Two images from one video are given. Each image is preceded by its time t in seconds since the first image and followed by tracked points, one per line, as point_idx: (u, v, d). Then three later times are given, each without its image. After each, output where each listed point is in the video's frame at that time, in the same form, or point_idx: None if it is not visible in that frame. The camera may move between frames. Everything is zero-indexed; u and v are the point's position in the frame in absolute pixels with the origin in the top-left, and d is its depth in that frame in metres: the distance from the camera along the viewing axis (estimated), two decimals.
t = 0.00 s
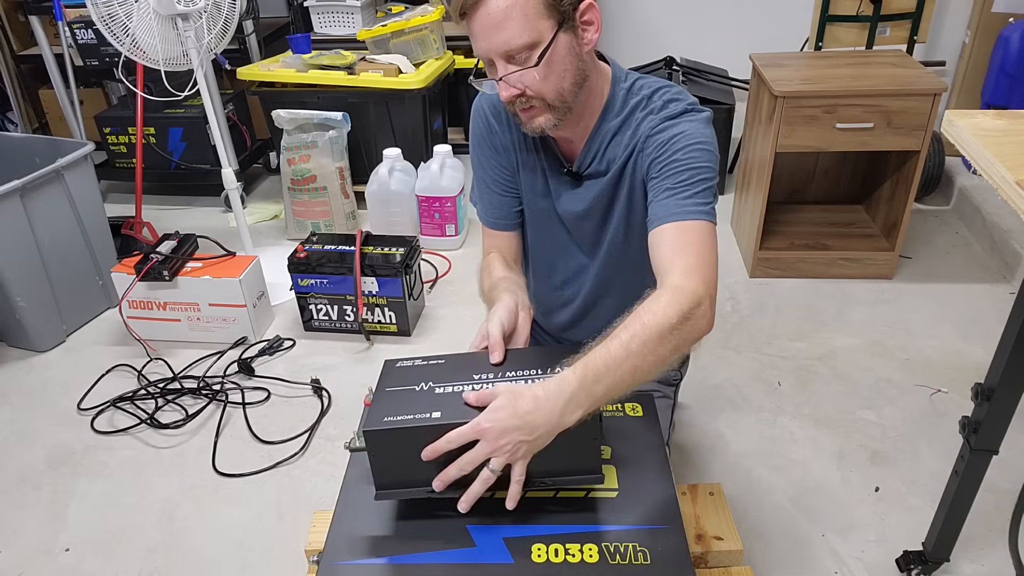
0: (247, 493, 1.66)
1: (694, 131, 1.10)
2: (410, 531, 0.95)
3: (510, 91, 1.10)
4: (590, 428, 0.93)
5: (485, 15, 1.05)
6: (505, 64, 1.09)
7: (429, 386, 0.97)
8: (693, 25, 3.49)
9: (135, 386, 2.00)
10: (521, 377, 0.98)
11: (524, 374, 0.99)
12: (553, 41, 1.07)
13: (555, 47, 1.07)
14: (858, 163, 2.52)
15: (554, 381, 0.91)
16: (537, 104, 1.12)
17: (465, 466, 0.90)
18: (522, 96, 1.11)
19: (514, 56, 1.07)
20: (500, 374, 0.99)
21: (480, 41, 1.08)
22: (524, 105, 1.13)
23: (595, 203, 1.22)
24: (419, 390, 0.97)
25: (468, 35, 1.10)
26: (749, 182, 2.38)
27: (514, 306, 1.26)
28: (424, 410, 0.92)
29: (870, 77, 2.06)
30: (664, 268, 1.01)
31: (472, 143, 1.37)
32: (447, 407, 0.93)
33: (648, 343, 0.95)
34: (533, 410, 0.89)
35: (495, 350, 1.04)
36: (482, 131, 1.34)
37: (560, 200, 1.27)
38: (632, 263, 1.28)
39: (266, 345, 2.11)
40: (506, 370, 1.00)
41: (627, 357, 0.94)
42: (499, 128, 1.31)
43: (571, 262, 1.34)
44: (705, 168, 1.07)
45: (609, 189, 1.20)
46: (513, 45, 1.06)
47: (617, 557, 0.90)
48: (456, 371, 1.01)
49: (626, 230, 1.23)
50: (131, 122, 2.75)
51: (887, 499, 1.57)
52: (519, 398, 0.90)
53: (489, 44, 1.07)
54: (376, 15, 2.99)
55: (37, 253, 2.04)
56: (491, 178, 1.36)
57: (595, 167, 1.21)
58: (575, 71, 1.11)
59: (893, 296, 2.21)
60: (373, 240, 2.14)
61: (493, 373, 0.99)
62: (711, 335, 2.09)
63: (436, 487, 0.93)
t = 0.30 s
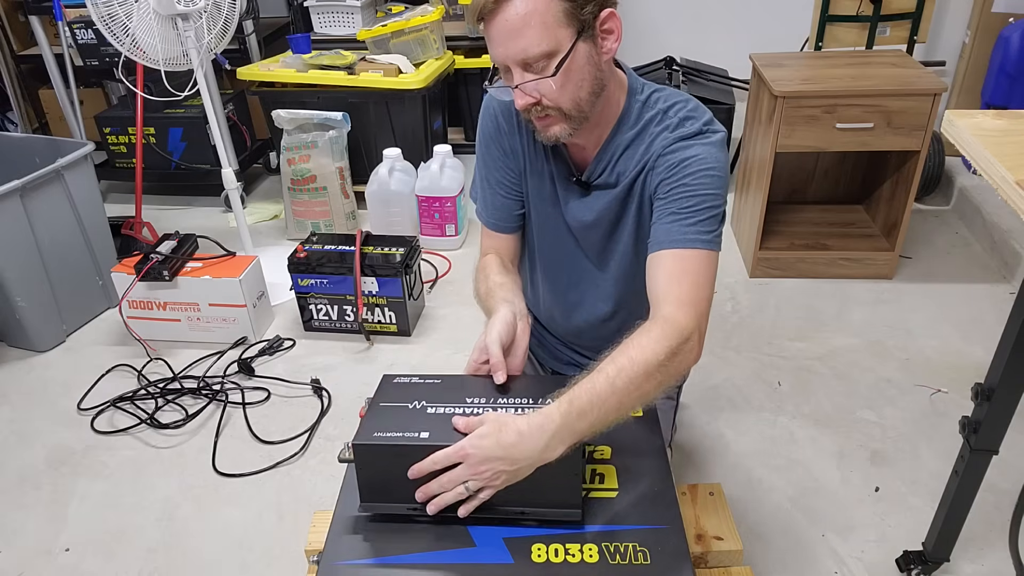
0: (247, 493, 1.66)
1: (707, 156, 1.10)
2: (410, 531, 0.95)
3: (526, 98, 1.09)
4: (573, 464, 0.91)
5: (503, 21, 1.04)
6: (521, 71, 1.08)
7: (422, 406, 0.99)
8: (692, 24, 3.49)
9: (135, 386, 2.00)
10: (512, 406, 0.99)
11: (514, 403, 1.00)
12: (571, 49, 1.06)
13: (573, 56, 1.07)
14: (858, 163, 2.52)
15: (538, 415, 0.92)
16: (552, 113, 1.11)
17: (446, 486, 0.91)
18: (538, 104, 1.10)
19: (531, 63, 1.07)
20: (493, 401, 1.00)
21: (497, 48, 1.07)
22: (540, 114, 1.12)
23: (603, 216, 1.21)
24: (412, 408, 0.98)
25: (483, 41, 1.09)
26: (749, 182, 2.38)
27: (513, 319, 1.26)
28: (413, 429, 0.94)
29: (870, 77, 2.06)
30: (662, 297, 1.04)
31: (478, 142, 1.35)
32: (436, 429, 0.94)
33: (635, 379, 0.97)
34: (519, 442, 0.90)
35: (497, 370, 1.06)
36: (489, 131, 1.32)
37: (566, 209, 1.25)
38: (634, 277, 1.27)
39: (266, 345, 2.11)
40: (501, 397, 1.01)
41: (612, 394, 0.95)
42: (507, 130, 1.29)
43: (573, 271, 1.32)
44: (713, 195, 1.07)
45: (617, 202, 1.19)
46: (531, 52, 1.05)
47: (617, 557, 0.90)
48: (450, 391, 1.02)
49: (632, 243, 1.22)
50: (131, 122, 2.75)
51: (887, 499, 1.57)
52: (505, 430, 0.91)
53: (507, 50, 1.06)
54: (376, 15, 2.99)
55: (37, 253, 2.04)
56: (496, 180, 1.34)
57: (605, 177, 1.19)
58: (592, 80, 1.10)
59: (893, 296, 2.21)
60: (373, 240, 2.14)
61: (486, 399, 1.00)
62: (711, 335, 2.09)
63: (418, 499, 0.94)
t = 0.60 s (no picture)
0: (247, 493, 1.66)
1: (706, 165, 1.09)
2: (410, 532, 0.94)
3: (525, 99, 1.09)
4: (578, 484, 0.90)
5: (503, 23, 1.04)
6: (520, 72, 1.07)
7: (422, 426, 0.96)
8: (692, 25, 3.49)
9: (135, 386, 2.00)
10: (514, 424, 0.97)
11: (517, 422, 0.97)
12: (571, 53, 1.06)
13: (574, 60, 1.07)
14: (858, 163, 2.52)
15: (549, 430, 0.91)
16: (552, 115, 1.11)
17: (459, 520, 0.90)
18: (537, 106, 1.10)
19: (531, 65, 1.07)
20: (494, 420, 0.97)
21: (495, 48, 1.07)
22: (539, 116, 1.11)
23: (600, 221, 1.21)
24: (411, 429, 0.96)
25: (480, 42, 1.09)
26: (749, 182, 2.38)
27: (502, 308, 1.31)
28: (415, 456, 0.91)
29: (870, 77, 2.06)
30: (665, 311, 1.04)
31: (469, 144, 1.34)
32: (439, 453, 0.92)
33: (641, 392, 0.96)
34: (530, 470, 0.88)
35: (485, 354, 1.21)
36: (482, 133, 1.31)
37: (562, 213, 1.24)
38: (630, 282, 1.27)
39: (266, 345, 2.11)
40: (502, 415, 0.99)
41: (619, 406, 0.94)
42: (501, 133, 1.28)
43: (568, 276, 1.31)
44: (712, 205, 1.07)
45: (615, 207, 1.19)
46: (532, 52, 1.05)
47: (617, 557, 0.90)
48: (449, 408, 1.00)
49: (629, 249, 1.22)
50: (131, 122, 2.75)
51: (887, 499, 1.57)
52: (516, 444, 0.89)
53: (506, 52, 1.06)
54: (376, 15, 2.99)
55: (37, 253, 2.04)
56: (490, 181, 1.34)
57: (604, 180, 1.19)
58: (591, 83, 1.10)
59: (893, 296, 2.21)
60: (373, 240, 2.14)
61: (487, 417, 0.98)
62: (711, 335, 2.09)
63: (430, 531, 0.92)
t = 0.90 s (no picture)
0: (247, 493, 1.66)
1: (707, 162, 1.14)
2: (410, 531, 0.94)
3: (556, 66, 1.11)
4: (576, 487, 0.89)
5: None
6: (557, 38, 1.10)
7: (423, 426, 0.96)
8: (692, 25, 3.49)
9: (135, 386, 2.00)
10: (514, 424, 0.96)
11: (518, 422, 0.97)
12: (604, 34, 1.12)
13: (605, 40, 1.12)
14: (858, 163, 2.52)
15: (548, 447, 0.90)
16: (574, 90, 1.12)
17: (580, 306, 1.01)
18: (566, 76, 1.11)
19: (570, 32, 1.10)
20: (495, 420, 0.97)
21: (536, 9, 1.09)
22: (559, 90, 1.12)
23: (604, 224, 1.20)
24: (412, 430, 0.96)
25: (516, 7, 1.10)
26: (749, 182, 2.38)
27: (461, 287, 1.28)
28: (415, 456, 0.91)
29: (870, 77, 2.06)
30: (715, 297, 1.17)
31: (456, 157, 1.31)
32: (439, 454, 0.92)
33: (713, 335, 1.12)
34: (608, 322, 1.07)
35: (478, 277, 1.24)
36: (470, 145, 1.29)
37: (561, 219, 1.23)
38: (630, 285, 1.27)
39: (266, 345, 2.11)
40: (502, 415, 0.98)
41: (698, 338, 1.12)
42: (490, 142, 1.26)
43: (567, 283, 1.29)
44: (721, 201, 1.15)
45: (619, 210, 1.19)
46: (575, 18, 1.09)
47: (617, 557, 0.90)
48: (450, 409, 0.99)
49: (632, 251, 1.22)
50: (131, 122, 2.75)
51: (887, 499, 1.57)
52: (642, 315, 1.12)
53: (550, 12, 1.08)
54: (376, 15, 2.99)
55: (36, 253, 2.04)
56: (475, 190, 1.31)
57: (603, 181, 1.18)
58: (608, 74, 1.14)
59: (893, 296, 2.21)
60: (373, 240, 2.14)
61: (487, 417, 0.98)
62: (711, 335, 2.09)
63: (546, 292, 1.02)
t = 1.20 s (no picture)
0: (247, 493, 1.66)
1: (712, 147, 1.17)
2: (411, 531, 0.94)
3: (570, 57, 1.11)
4: (576, 487, 0.89)
5: None
6: (569, 30, 1.10)
7: (423, 426, 0.96)
8: (692, 25, 3.49)
9: (135, 386, 2.00)
10: (514, 424, 0.96)
11: (518, 422, 0.97)
12: (615, 24, 1.12)
13: (616, 30, 1.12)
14: (858, 163, 2.52)
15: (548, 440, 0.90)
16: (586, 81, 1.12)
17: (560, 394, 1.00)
18: (579, 67, 1.11)
19: (582, 24, 1.10)
20: (495, 420, 0.97)
21: (548, 2, 1.08)
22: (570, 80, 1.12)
23: (615, 213, 1.21)
24: (412, 429, 0.96)
25: None
26: (749, 182, 2.38)
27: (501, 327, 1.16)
28: (415, 457, 0.91)
29: (870, 77, 2.06)
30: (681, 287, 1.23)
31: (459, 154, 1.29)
32: (439, 454, 0.92)
33: (678, 332, 1.18)
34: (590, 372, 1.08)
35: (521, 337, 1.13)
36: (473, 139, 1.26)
37: (572, 209, 1.23)
38: (636, 273, 1.28)
39: (266, 345, 2.11)
40: (503, 415, 0.98)
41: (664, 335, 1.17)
42: (494, 137, 1.24)
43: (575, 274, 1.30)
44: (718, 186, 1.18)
45: (625, 197, 1.20)
46: (588, 9, 1.08)
47: (617, 557, 0.90)
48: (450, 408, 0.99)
49: (641, 239, 1.23)
50: (131, 122, 2.75)
51: (887, 499, 1.57)
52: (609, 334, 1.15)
53: (563, 4, 1.08)
54: (376, 15, 2.99)
55: (36, 253, 2.04)
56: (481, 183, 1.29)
57: (613, 169, 1.19)
58: (618, 63, 1.15)
59: (893, 296, 2.21)
60: (373, 240, 2.14)
61: (487, 417, 0.98)
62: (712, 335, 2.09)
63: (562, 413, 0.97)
